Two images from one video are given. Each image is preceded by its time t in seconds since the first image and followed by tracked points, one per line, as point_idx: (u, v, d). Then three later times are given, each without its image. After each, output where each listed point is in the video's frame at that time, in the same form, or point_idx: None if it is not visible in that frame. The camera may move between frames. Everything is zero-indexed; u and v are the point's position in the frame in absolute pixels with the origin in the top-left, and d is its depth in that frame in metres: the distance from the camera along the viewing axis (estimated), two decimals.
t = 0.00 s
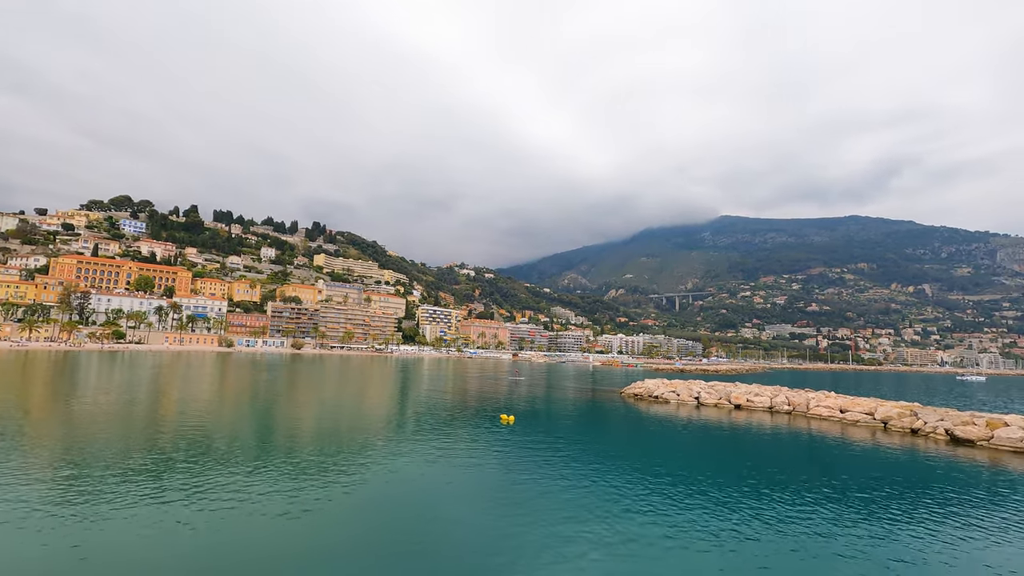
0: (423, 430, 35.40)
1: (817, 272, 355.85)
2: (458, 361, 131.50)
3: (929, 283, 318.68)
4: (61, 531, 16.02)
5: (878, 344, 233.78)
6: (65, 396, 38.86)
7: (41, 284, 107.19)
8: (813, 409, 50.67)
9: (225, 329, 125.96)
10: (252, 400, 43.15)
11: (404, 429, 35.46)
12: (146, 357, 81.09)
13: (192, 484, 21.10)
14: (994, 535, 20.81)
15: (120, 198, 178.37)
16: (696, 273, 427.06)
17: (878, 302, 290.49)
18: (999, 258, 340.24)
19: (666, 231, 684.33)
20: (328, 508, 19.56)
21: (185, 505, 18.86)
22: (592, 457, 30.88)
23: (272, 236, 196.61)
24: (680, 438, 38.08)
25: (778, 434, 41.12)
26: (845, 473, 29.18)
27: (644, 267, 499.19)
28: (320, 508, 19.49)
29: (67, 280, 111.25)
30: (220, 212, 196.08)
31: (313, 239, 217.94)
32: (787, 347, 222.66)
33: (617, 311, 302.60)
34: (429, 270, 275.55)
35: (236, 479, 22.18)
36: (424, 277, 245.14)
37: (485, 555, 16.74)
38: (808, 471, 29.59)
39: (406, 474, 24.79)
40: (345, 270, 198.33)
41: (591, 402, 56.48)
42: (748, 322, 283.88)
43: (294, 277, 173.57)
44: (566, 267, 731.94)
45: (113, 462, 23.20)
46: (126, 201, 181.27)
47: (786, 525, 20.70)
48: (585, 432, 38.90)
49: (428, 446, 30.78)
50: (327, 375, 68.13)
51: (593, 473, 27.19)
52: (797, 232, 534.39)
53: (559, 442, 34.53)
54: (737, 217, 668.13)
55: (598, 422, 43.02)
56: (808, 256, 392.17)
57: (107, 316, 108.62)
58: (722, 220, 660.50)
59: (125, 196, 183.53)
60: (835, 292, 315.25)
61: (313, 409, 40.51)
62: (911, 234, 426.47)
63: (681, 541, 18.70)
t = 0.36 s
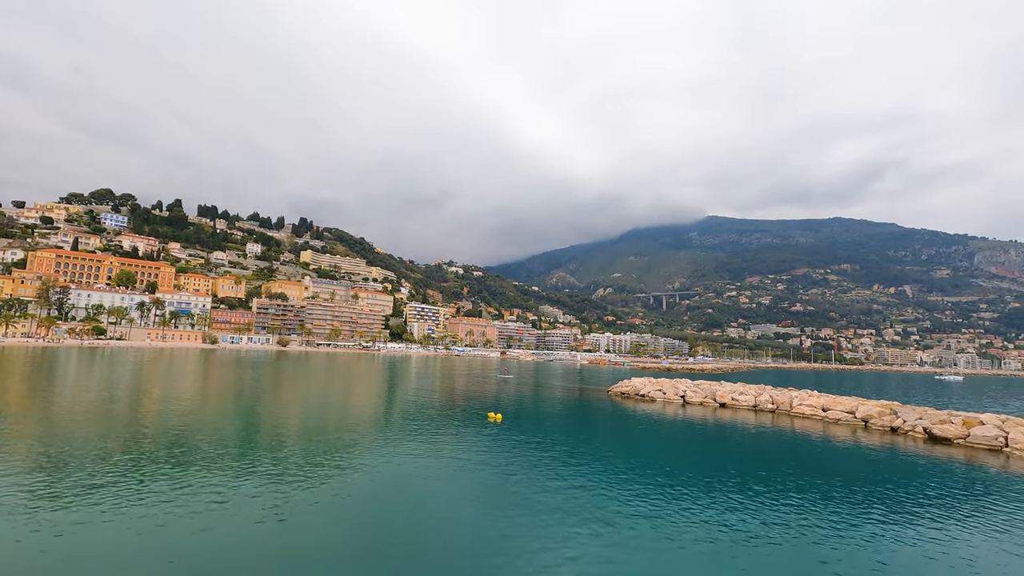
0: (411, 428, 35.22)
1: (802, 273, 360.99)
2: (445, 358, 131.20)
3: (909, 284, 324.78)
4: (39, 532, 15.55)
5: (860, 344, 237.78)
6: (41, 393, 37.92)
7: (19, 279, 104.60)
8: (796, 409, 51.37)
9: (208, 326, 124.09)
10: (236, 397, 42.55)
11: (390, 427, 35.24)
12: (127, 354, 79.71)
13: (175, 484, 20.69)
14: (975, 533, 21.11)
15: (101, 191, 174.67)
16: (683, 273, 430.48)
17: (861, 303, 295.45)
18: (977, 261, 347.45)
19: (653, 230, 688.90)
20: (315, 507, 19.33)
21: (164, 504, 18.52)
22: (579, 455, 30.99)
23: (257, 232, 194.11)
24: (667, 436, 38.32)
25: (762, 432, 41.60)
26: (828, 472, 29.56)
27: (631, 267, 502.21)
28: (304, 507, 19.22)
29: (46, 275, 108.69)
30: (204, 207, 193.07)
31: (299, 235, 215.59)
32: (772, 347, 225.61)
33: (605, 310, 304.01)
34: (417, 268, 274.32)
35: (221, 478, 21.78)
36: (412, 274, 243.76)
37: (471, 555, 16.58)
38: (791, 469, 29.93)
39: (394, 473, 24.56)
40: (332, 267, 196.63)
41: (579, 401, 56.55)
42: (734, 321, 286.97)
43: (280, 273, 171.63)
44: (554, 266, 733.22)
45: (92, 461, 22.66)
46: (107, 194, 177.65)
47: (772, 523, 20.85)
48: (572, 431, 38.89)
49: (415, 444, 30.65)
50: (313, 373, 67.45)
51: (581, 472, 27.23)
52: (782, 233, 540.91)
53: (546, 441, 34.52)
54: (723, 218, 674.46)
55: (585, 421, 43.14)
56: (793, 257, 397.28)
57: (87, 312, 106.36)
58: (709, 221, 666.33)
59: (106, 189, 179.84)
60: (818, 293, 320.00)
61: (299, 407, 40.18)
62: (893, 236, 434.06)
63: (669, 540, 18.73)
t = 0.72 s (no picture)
0: (406, 431, 35.07)
1: (795, 274, 363.17)
2: (440, 361, 131.01)
3: (901, 285, 327.68)
4: (32, 536, 15.47)
5: (853, 344, 239.46)
6: (31, 398, 37.45)
7: (9, 283, 103.48)
8: (790, 408, 51.61)
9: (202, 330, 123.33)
10: (230, 401, 42.24)
11: (385, 430, 35.12)
12: (120, 358, 79.17)
13: (168, 487, 20.61)
14: (970, 532, 21.19)
15: (92, 194, 173.46)
16: (677, 274, 432.06)
17: (853, 303, 297.59)
18: (968, 261, 350.65)
19: (648, 232, 691.16)
20: (311, 510, 19.36)
21: (156, 509, 18.37)
22: (576, 456, 31.06)
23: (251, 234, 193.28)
24: (662, 437, 38.44)
25: (757, 432, 41.80)
26: (824, 471, 29.73)
27: (626, 268, 503.58)
28: (298, 511, 19.11)
29: (37, 278, 107.67)
30: (197, 210, 191.97)
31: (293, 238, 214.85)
32: (765, 347, 226.70)
33: (600, 312, 304.72)
34: (412, 270, 273.91)
35: (215, 482, 21.73)
36: (407, 276, 243.17)
37: (467, 557, 16.55)
38: (785, 468, 30.13)
39: (389, 475, 24.56)
40: (327, 270, 196.02)
41: (574, 402, 56.50)
42: (728, 322, 288.29)
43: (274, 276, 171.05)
44: (549, 268, 734.00)
45: (83, 466, 22.49)
46: (99, 197, 176.38)
47: (769, 523, 20.92)
48: (567, 432, 38.90)
49: (410, 447, 30.60)
50: (308, 376, 67.24)
51: (579, 473, 27.25)
52: (775, 234, 544.13)
53: (541, 443, 34.52)
54: (717, 220, 677.98)
55: (580, 423, 43.12)
56: (786, 258, 399.59)
57: (78, 316, 105.36)
58: (703, 222, 669.55)
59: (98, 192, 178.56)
60: (812, 294, 322.15)
61: (294, 410, 40.01)
62: (884, 237, 437.65)
63: (666, 540, 18.77)
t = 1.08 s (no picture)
0: (405, 434, 34.97)
1: (794, 276, 363.49)
2: (440, 363, 130.85)
3: (900, 287, 327.89)
4: (30, 537, 15.52)
5: (852, 347, 239.56)
6: (30, 400, 37.30)
7: (8, 284, 103.34)
8: (790, 411, 51.52)
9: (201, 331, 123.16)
10: (229, 403, 42.12)
11: (385, 432, 35.04)
12: (118, 360, 78.98)
13: (166, 488, 20.68)
14: (969, 533, 21.26)
15: (92, 196, 173.63)
16: (677, 276, 432.21)
17: (853, 305, 297.64)
18: (967, 263, 350.83)
19: (647, 234, 691.71)
20: (309, 510, 19.46)
21: (154, 509, 18.45)
22: (577, 458, 31.14)
23: (250, 236, 193.35)
24: (661, 439, 38.44)
25: (756, 435, 41.73)
26: (824, 473, 29.83)
27: (625, 270, 503.71)
28: (298, 512, 19.18)
29: (36, 280, 107.52)
30: (197, 212, 192.11)
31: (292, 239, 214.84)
32: (765, 349, 226.60)
33: (599, 314, 304.79)
34: (411, 272, 273.99)
35: (214, 482, 21.83)
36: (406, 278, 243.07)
37: (466, 556, 16.64)
38: (784, 470, 30.15)
39: (388, 477, 24.60)
40: (326, 271, 196.01)
41: (574, 405, 56.38)
42: (727, 324, 288.33)
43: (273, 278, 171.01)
44: (549, 270, 734.12)
45: (81, 467, 22.55)
46: (98, 199, 176.51)
47: (767, 523, 21.05)
48: (566, 435, 38.82)
49: (408, 449, 30.55)
50: (308, 378, 67.04)
51: (581, 475, 27.35)
52: (774, 236, 544.56)
53: (540, 445, 34.44)
54: (716, 222, 678.55)
55: (579, 425, 43.01)
56: (785, 260, 399.84)
57: (77, 317, 105.26)
58: (702, 224, 670.09)
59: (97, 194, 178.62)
60: (811, 296, 322.43)
61: (293, 412, 39.97)
62: (883, 240, 438.17)
63: (666, 541, 18.95)
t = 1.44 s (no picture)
0: (405, 435, 34.85)
1: (794, 279, 363.51)
2: (439, 364, 131.01)
3: (900, 290, 327.84)
4: (30, 536, 15.54)
5: (852, 350, 239.55)
6: (29, 399, 37.24)
7: (8, 283, 103.22)
8: (789, 413, 51.49)
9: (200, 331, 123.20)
10: (228, 403, 42.10)
11: (384, 432, 35.04)
12: (118, 359, 78.99)
13: (166, 487, 20.72)
14: (971, 537, 21.30)
15: (93, 195, 173.77)
16: (677, 278, 432.38)
17: (853, 308, 297.71)
18: (967, 267, 350.60)
19: (647, 236, 692.08)
20: (308, 510, 19.49)
21: (154, 508, 18.50)
22: (578, 460, 31.19)
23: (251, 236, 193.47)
24: (661, 441, 38.50)
25: (756, 437, 41.74)
26: (825, 476, 29.89)
27: (625, 272, 503.93)
28: (300, 512, 19.19)
29: (36, 279, 107.59)
30: (197, 211, 192.25)
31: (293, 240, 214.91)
32: (765, 352, 226.45)
33: (599, 315, 304.94)
34: (411, 272, 274.16)
35: (212, 482, 21.81)
36: (407, 279, 243.30)
37: (466, 557, 16.70)
38: (784, 473, 30.16)
39: (388, 478, 24.58)
40: (326, 272, 196.10)
41: (574, 406, 56.40)
42: (727, 327, 288.26)
43: (273, 278, 171.20)
44: (549, 271, 734.42)
45: (80, 467, 22.49)
46: (99, 198, 176.62)
47: (767, 526, 21.12)
48: (566, 436, 38.88)
49: (408, 450, 30.51)
50: (307, 378, 67.24)
51: (581, 476, 27.42)
52: (775, 239, 544.65)
53: (539, 446, 34.49)
54: (717, 224, 679.01)
55: (579, 427, 43.02)
56: (785, 262, 399.79)
57: (77, 316, 105.20)
58: (702, 227, 670.52)
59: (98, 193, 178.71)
60: (811, 299, 322.51)
61: (294, 412, 40.01)
62: (883, 243, 438.15)
63: (665, 542, 19.01)
